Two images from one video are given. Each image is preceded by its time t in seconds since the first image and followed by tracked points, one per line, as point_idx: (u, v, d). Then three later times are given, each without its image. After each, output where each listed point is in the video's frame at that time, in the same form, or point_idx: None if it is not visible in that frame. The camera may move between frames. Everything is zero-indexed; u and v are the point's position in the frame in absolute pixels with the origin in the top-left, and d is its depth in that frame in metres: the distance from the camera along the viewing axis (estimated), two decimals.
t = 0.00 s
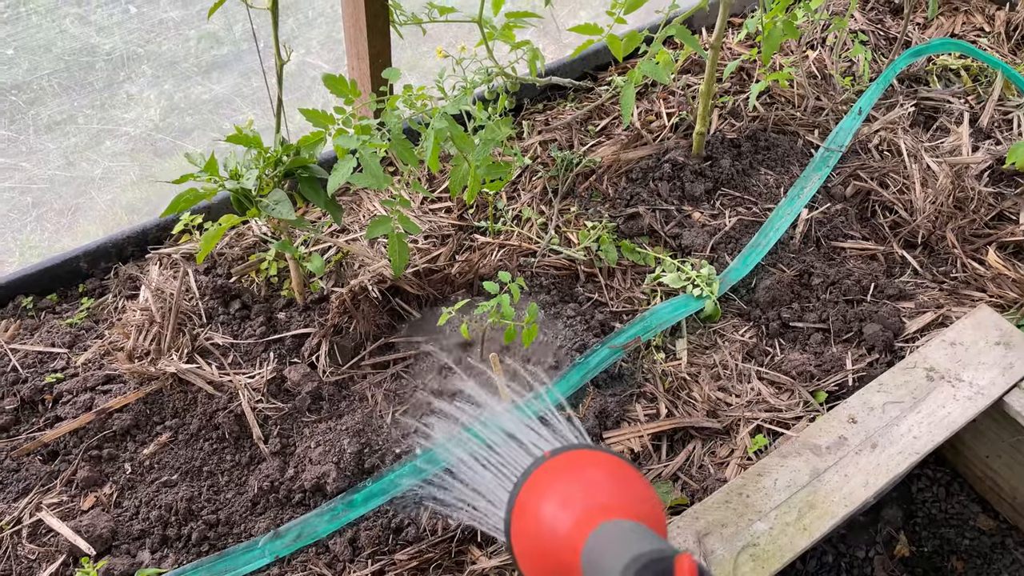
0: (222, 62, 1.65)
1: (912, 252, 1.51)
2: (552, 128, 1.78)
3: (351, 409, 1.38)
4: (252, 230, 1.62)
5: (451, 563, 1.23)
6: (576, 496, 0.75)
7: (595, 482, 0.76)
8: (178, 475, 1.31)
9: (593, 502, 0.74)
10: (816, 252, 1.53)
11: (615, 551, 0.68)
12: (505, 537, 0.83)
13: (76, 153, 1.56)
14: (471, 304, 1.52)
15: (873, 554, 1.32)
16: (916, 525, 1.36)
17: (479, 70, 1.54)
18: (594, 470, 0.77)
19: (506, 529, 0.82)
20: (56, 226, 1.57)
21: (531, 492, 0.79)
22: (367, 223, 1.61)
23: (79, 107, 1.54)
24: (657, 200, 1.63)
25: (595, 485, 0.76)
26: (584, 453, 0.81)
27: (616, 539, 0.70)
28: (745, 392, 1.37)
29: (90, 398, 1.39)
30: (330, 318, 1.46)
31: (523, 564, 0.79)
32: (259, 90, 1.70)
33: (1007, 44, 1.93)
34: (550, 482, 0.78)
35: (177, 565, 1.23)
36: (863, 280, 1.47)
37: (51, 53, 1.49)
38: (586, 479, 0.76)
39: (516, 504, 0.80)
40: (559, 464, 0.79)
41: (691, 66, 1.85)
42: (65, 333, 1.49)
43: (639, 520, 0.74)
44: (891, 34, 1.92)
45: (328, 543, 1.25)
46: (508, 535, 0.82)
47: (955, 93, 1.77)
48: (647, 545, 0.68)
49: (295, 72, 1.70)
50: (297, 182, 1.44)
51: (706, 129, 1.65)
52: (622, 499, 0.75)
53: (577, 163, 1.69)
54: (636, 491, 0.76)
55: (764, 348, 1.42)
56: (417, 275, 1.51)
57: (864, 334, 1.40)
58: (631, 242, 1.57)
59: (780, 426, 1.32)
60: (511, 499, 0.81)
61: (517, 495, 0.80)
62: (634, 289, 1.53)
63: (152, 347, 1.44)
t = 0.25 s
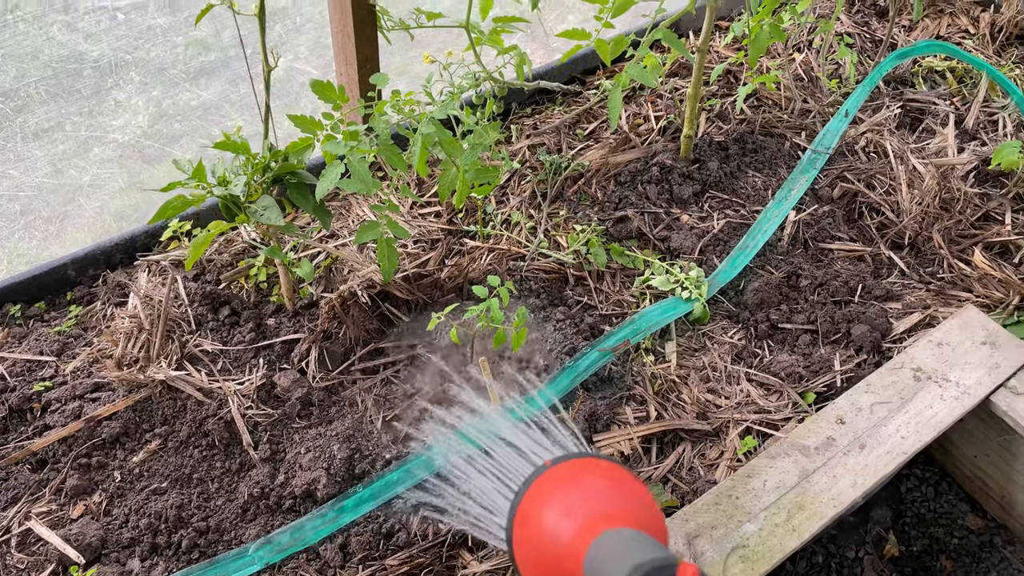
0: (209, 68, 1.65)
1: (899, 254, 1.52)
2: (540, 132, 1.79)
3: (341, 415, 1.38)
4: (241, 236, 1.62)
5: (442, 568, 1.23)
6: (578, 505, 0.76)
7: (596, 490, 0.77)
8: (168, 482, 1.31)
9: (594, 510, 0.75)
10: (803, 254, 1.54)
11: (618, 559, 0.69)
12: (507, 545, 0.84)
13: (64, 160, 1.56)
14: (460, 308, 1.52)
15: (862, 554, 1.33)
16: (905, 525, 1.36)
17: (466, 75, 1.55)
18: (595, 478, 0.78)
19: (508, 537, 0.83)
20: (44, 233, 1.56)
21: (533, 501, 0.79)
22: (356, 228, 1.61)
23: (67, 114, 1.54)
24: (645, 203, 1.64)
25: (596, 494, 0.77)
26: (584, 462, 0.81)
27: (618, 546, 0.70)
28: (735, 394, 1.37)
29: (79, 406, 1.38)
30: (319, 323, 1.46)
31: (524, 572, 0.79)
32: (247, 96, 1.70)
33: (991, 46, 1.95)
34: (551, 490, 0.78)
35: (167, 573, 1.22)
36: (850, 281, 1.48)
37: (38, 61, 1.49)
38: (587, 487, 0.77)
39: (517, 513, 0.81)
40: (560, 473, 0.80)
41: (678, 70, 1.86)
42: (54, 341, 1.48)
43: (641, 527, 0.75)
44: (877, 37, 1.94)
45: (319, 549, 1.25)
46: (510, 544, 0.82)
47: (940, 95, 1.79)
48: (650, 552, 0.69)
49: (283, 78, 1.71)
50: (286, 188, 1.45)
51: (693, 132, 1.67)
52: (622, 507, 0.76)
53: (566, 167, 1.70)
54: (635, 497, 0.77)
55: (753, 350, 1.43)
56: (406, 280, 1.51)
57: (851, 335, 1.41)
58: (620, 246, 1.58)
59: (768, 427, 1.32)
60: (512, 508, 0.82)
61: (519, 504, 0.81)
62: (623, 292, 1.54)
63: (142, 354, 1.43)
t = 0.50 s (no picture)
0: (177, 76, 1.62)
1: (868, 249, 1.53)
2: (510, 135, 1.80)
3: (312, 424, 1.36)
4: (209, 245, 1.60)
5: None
6: (564, 510, 0.81)
7: (579, 496, 0.82)
8: (137, 497, 1.29)
9: (579, 515, 0.80)
10: (774, 251, 1.55)
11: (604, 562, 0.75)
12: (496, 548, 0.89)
13: (29, 172, 1.53)
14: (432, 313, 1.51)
15: (838, 549, 1.33)
16: (880, 518, 1.37)
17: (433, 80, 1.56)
18: (581, 484, 0.84)
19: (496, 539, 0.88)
20: (10, 247, 1.55)
21: (521, 507, 0.85)
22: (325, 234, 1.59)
23: (31, 125, 1.51)
24: (617, 203, 1.65)
25: (582, 498, 0.82)
26: (569, 467, 0.87)
27: (604, 551, 0.76)
28: (708, 393, 1.37)
29: (45, 422, 1.36)
30: (290, 333, 1.44)
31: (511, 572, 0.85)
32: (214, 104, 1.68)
33: (956, 41, 1.99)
34: (539, 497, 0.84)
35: None
36: (821, 277, 1.49)
37: None
38: (573, 492, 0.82)
39: (507, 516, 0.86)
40: (547, 479, 0.85)
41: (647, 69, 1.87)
42: (19, 357, 1.46)
43: (624, 528, 0.81)
44: (843, 33, 1.96)
45: (293, 560, 1.23)
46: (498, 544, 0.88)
47: (907, 90, 1.80)
48: (635, 555, 0.74)
49: (251, 84, 1.70)
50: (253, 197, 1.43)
51: (662, 132, 1.67)
52: (605, 510, 0.81)
53: (536, 169, 1.70)
54: (619, 500, 0.83)
55: (725, 348, 1.43)
56: (377, 286, 1.50)
57: (822, 331, 1.41)
58: (591, 247, 1.59)
59: (741, 425, 1.32)
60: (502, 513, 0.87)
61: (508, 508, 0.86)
62: (595, 293, 1.54)
63: (109, 368, 1.41)
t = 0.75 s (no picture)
0: (76, 109, 1.55)
1: (792, 251, 1.54)
2: (430, 154, 1.75)
3: (231, 473, 1.30)
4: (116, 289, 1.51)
5: None
6: (743, 399, 0.78)
7: (809, 395, 0.80)
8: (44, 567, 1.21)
9: (771, 410, 0.77)
10: (699, 258, 1.55)
11: (789, 477, 0.70)
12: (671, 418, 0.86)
13: None
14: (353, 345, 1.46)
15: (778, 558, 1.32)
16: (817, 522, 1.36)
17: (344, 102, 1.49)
18: (785, 382, 0.80)
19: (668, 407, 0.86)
20: None
21: (704, 376, 0.82)
22: (238, 269, 1.52)
23: None
24: (541, 219, 1.63)
25: (744, 387, 0.79)
26: (761, 356, 0.82)
27: (781, 465, 0.71)
28: (639, 409, 1.35)
29: None
30: (203, 378, 1.37)
31: (685, 456, 0.83)
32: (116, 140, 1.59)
33: (869, 36, 2.00)
34: (718, 376, 0.81)
35: None
36: (745, 283, 1.49)
37: None
38: (780, 390, 0.79)
39: (695, 370, 0.84)
40: (743, 358, 0.82)
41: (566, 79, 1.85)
42: None
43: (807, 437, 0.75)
44: (758, 33, 1.97)
45: None
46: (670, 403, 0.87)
47: (822, 88, 1.82)
48: (830, 471, 0.69)
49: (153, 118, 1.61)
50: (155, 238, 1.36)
51: (582, 144, 1.66)
52: (803, 417, 0.78)
53: (458, 188, 1.67)
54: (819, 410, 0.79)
55: (655, 361, 1.41)
56: (294, 322, 1.44)
57: (750, 338, 1.41)
58: (517, 265, 1.56)
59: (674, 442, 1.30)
60: (686, 375, 0.86)
61: (698, 364, 0.84)
62: (523, 313, 1.50)
63: (8, 429, 1.32)
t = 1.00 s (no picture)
0: None
1: (695, 278, 1.48)
2: (308, 206, 1.62)
3: None
4: None
5: None
6: (957, 290, 0.98)
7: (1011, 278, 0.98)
8: None
9: (971, 299, 0.97)
10: (601, 295, 1.47)
11: (1014, 334, 0.90)
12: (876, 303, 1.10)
13: None
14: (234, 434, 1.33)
15: None
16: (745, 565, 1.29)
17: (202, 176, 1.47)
18: (984, 273, 0.98)
19: (869, 327, 1.09)
20: None
21: (911, 285, 1.03)
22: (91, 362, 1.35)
23: None
24: (433, 267, 1.51)
25: (943, 284, 1.00)
26: (967, 258, 1.02)
27: (1006, 328, 0.91)
28: (550, 471, 1.25)
29: None
30: (57, 495, 1.22)
31: (886, 348, 1.05)
32: None
33: (757, 41, 1.97)
34: (922, 278, 1.02)
35: None
36: (651, 319, 1.42)
37: None
38: (982, 279, 0.98)
39: (893, 285, 1.06)
40: (952, 261, 1.01)
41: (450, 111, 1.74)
42: None
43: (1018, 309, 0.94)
44: (645, 47, 1.92)
45: None
46: (870, 323, 1.09)
47: (712, 101, 1.78)
48: None
49: None
50: None
51: (471, 183, 1.56)
52: (1000, 297, 0.96)
53: (341, 242, 1.54)
54: None
55: (564, 415, 1.32)
56: (161, 417, 1.31)
57: (660, 378, 1.34)
58: (411, 321, 1.44)
59: (588, 505, 1.22)
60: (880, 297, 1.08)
61: (908, 272, 1.05)
62: (420, 375, 1.38)
63: None
